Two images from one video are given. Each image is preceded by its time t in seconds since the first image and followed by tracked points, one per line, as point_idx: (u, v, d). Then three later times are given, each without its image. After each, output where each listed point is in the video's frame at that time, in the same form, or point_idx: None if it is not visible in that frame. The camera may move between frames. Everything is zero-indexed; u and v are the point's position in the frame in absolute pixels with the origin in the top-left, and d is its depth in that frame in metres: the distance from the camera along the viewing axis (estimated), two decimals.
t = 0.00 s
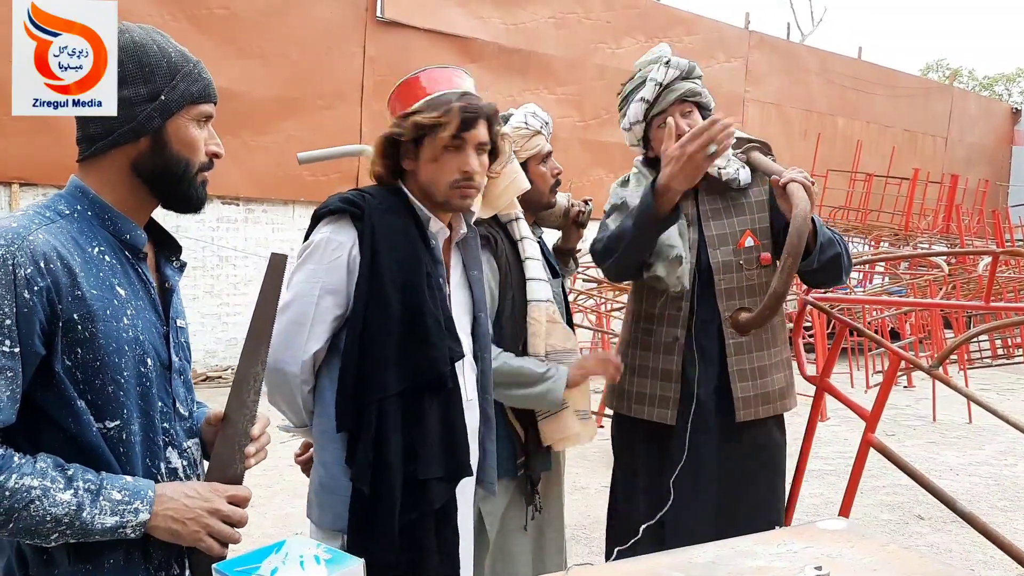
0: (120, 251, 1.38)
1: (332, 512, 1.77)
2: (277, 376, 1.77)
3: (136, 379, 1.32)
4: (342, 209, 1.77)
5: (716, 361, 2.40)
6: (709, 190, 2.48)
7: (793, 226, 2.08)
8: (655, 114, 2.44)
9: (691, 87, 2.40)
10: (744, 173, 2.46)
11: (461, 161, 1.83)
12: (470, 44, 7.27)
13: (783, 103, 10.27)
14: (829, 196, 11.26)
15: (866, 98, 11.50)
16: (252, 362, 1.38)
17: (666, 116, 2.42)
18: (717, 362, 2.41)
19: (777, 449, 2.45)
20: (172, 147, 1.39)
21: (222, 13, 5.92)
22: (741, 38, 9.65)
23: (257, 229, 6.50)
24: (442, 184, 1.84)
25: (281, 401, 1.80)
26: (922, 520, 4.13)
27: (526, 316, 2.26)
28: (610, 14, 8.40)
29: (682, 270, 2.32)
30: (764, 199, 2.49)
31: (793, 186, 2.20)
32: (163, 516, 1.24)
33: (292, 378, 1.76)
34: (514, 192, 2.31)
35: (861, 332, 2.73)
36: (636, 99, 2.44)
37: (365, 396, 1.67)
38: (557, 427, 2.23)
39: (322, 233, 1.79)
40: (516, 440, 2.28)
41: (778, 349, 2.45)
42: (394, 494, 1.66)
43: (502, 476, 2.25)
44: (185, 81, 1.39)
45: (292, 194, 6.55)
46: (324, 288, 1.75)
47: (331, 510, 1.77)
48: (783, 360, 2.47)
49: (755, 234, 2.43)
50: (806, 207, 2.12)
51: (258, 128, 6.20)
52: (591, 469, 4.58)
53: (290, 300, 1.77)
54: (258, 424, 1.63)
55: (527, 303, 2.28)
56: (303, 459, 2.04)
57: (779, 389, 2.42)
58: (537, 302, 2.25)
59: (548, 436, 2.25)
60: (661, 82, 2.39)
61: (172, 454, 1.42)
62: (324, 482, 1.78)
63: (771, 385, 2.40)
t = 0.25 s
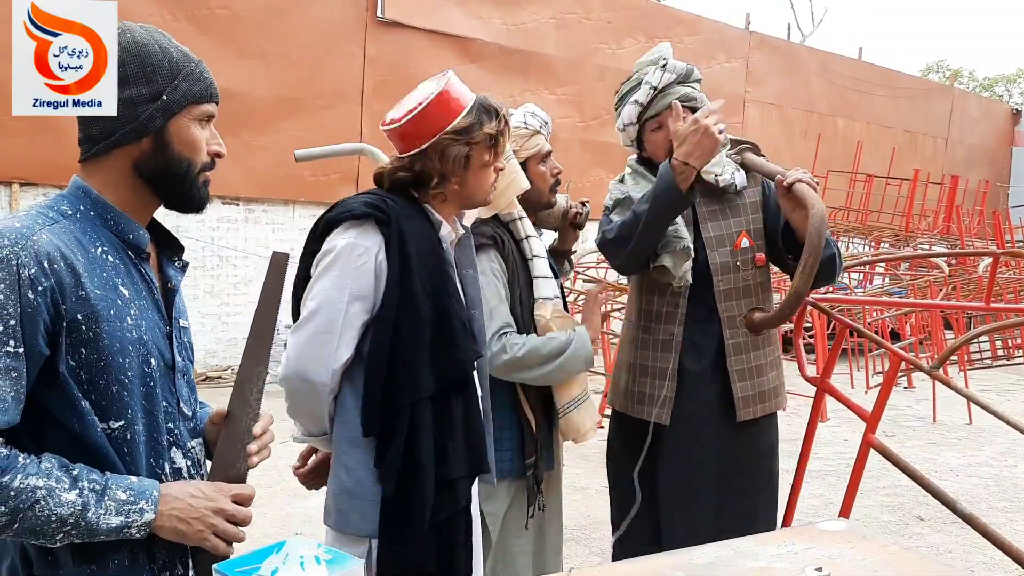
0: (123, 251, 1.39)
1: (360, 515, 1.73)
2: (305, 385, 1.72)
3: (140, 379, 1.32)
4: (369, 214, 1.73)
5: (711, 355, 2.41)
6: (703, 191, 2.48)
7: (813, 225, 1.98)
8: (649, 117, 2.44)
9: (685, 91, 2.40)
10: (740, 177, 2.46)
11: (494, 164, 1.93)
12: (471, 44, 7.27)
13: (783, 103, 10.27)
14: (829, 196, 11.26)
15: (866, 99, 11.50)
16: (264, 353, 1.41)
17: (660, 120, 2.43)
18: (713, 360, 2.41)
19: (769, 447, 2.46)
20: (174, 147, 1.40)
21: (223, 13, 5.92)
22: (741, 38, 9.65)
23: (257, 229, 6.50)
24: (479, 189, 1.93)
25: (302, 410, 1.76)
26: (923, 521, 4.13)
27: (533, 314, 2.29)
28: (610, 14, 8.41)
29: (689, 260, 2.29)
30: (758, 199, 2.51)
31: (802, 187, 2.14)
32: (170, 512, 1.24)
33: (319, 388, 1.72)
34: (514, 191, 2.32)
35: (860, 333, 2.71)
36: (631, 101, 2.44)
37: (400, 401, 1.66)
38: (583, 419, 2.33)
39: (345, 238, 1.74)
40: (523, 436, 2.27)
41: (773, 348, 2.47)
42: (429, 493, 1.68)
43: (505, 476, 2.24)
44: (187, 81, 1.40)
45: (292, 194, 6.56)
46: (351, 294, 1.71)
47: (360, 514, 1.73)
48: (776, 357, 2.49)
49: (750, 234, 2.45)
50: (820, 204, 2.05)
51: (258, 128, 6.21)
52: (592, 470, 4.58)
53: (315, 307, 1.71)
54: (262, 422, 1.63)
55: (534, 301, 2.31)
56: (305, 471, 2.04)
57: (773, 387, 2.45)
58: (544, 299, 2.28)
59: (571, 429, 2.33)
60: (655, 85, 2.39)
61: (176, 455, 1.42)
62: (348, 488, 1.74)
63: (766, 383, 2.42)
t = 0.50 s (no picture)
0: (127, 251, 1.39)
1: (390, 521, 1.73)
2: (336, 390, 1.69)
3: (142, 379, 1.33)
4: (400, 214, 1.73)
5: (710, 356, 2.42)
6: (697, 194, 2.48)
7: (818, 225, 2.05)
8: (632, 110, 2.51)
9: (663, 94, 2.39)
10: (735, 180, 2.45)
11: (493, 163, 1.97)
12: (471, 44, 7.27)
13: (783, 104, 10.28)
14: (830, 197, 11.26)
15: (867, 99, 11.50)
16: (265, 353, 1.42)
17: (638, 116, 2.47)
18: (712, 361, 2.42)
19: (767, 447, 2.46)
20: (176, 147, 1.40)
21: (224, 13, 5.93)
22: (742, 39, 9.65)
23: (257, 229, 6.50)
24: (480, 187, 1.95)
25: (327, 415, 1.72)
26: (923, 521, 4.14)
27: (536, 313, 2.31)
28: (611, 15, 8.41)
29: (675, 289, 2.32)
30: (754, 201, 2.51)
31: (803, 187, 2.20)
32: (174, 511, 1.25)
33: (349, 392, 1.69)
34: (514, 192, 2.32)
35: (860, 333, 2.70)
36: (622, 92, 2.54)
37: (440, 399, 1.69)
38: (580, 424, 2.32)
39: (373, 239, 1.72)
40: (525, 436, 2.27)
41: (770, 349, 2.49)
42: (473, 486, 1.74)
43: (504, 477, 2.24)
44: (189, 80, 1.40)
45: (293, 194, 6.56)
46: (382, 295, 1.70)
47: (389, 518, 1.72)
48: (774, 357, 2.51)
49: (748, 236, 2.45)
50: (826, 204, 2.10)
51: (259, 128, 6.21)
52: (592, 470, 4.59)
53: (347, 310, 1.68)
54: (267, 421, 1.64)
55: (536, 301, 2.32)
56: (302, 484, 2.04)
57: (772, 386, 2.45)
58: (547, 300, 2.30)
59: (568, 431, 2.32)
60: (639, 82, 2.45)
61: (178, 455, 1.43)
62: (375, 492, 1.72)
63: (766, 384, 2.43)
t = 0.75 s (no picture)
0: (130, 252, 1.40)
1: (403, 524, 1.72)
2: (350, 395, 1.67)
3: (145, 379, 1.33)
4: (411, 215, 1.74)
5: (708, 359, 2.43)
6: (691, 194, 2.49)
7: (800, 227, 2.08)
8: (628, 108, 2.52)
9: (655, 91, 2.41)
10: (728, 179, 2.45)
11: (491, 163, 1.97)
12: (472, 45, 7.28)
13: (784, 104, 10.28)
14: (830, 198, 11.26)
15: (868, 100, 11.50)
16: (275, 354, 1.40)
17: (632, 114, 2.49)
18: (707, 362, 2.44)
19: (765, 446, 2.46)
20: (179, 147, 1.40)
21: (224, 14, 5.93)
22: (742, 40, 9.66)
23: (258, 229, 6.51)
24: (479, 187, 1.96)
25: (338, 421, 1.70)
26: (923, 522, 4.14)
27: (530, 315, 2.31)
28: (611, 15, 8.42)
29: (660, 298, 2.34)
30: (749, 202, 2.51)
31: (792, 188, 2.21)
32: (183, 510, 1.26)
33: (363, 397, 1.67)
34: (514, 193, 2.32)
35: (860, 333, 2.68)
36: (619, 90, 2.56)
37: (456, 399, 1.71)
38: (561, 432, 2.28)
39: (384, 241, 1.72)
40: (520, 440, 2.27)
41: (769, 349, 2.48)
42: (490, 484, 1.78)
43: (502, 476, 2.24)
44: (192, 81, 1.41)
45: (294, 195, 6.57)
46: (395, 297, 1.70)
47: (402, 522, 1.72)
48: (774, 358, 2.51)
49: (741, 236, 2.45)
50: (812, 205, 2.13)
51: (260, 129, 6.22)
52: (592, 470, 4.59)
53: (361, 313, 1.66)
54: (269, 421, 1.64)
55: (531, 303, 2.32)
56: (299, 492, 2.03)
57: (768, 387, 2.46)
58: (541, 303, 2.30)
59: (547, 436, 2.28)
60: (634, 80, 2.47)
61: (180, 455, 1.44)
62: (389, 495, 1.72)
63: (761, 384, 2.43)
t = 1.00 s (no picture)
0: (131, 252, 1.40)
1: (394, 526, 1.73)
2: (341, 396, 1.67)
3: (146, 379, 1.33)
4: (404, 217, 1.73)
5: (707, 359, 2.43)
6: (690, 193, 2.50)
7: (783, 221, 2.09)
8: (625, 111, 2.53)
9: (651, 95, 2.42)
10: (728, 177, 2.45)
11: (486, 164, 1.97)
12: (472, 45, 7.28)
13: (784, 105, 10.28)
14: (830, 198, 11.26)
15: (868, 100, 11.50)
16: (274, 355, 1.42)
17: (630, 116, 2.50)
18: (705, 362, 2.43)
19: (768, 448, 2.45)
20: (181, 146, 1.40)
21: (224, 14, 5.93)
22: (742, 40, 9.66)
23: (258, 229, 6.51)
24: (474, 188, 1.96)
25: (330, 422, 1.71)
26: (923, 523, 4.14)
27: (528, 314, 2.31)
28: (611, 16, 8.41)
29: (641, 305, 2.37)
30: (750, 200, 2.50)
31: (781, 183, 2.20)
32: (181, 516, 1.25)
33: (355, 398, 1.68)
34: (512, 192, 2.32)
35: (862, 334, 2.69)
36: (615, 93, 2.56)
37: (447, 403, 1.70)
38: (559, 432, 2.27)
39: (377, 242, 1.72)
40: (518, 439, 2.27)
41: (769, 349, 2.47)
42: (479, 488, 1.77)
43: (501, 475, 2.25)
44: (194, 80, 1.41)
45: (294, 195, 6.57)
46: (388, 299, 1.69)
47: (393, 523, 1.73)
48: (776, 358, 2.49)
49: (741, 235, 2.44)
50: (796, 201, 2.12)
51: (260, 129, 6.22)
52: (592, 470, 4.59)
53: (353, 315, 1.67)
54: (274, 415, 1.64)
55: (528, 303, 2.31)
56: (294, 490, 2.02)
57: (770, 388, 2.44)
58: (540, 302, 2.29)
59: (545, 436, 2.27)
60: (630, 83, 2.48)
61: (180, 455, 1.44)
62: (380, 495, 1.73)
63: (762, 386, 2.42)
